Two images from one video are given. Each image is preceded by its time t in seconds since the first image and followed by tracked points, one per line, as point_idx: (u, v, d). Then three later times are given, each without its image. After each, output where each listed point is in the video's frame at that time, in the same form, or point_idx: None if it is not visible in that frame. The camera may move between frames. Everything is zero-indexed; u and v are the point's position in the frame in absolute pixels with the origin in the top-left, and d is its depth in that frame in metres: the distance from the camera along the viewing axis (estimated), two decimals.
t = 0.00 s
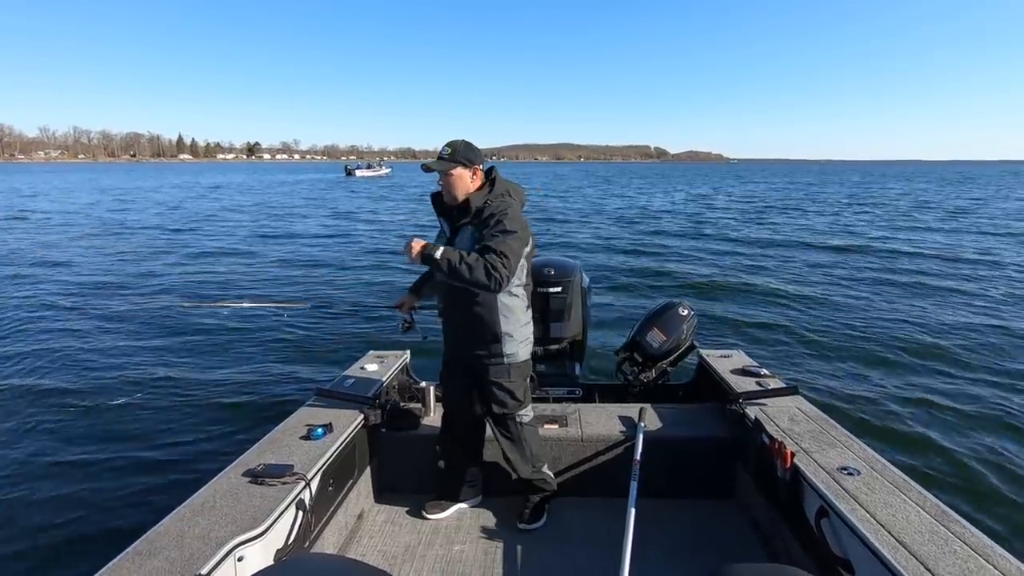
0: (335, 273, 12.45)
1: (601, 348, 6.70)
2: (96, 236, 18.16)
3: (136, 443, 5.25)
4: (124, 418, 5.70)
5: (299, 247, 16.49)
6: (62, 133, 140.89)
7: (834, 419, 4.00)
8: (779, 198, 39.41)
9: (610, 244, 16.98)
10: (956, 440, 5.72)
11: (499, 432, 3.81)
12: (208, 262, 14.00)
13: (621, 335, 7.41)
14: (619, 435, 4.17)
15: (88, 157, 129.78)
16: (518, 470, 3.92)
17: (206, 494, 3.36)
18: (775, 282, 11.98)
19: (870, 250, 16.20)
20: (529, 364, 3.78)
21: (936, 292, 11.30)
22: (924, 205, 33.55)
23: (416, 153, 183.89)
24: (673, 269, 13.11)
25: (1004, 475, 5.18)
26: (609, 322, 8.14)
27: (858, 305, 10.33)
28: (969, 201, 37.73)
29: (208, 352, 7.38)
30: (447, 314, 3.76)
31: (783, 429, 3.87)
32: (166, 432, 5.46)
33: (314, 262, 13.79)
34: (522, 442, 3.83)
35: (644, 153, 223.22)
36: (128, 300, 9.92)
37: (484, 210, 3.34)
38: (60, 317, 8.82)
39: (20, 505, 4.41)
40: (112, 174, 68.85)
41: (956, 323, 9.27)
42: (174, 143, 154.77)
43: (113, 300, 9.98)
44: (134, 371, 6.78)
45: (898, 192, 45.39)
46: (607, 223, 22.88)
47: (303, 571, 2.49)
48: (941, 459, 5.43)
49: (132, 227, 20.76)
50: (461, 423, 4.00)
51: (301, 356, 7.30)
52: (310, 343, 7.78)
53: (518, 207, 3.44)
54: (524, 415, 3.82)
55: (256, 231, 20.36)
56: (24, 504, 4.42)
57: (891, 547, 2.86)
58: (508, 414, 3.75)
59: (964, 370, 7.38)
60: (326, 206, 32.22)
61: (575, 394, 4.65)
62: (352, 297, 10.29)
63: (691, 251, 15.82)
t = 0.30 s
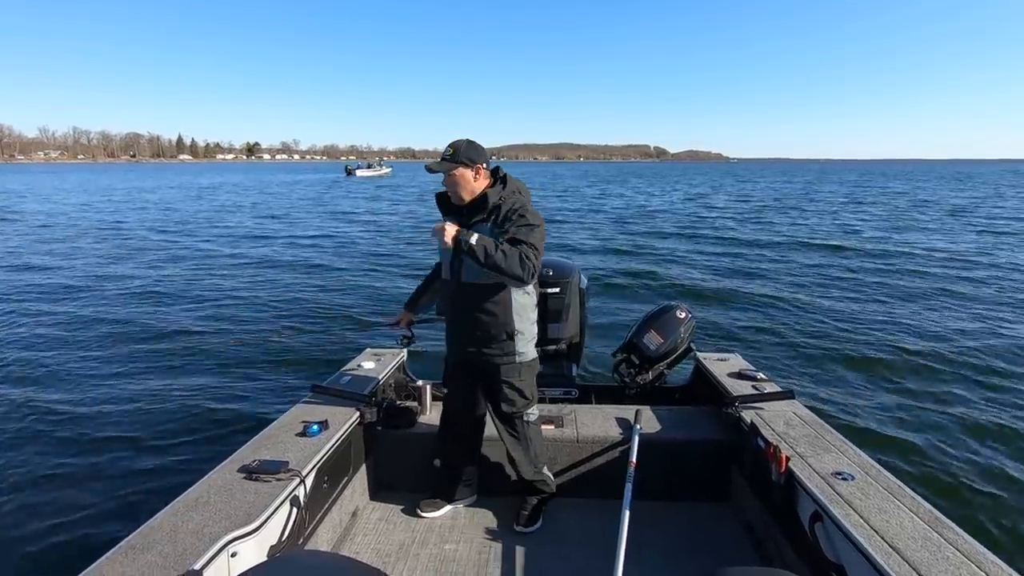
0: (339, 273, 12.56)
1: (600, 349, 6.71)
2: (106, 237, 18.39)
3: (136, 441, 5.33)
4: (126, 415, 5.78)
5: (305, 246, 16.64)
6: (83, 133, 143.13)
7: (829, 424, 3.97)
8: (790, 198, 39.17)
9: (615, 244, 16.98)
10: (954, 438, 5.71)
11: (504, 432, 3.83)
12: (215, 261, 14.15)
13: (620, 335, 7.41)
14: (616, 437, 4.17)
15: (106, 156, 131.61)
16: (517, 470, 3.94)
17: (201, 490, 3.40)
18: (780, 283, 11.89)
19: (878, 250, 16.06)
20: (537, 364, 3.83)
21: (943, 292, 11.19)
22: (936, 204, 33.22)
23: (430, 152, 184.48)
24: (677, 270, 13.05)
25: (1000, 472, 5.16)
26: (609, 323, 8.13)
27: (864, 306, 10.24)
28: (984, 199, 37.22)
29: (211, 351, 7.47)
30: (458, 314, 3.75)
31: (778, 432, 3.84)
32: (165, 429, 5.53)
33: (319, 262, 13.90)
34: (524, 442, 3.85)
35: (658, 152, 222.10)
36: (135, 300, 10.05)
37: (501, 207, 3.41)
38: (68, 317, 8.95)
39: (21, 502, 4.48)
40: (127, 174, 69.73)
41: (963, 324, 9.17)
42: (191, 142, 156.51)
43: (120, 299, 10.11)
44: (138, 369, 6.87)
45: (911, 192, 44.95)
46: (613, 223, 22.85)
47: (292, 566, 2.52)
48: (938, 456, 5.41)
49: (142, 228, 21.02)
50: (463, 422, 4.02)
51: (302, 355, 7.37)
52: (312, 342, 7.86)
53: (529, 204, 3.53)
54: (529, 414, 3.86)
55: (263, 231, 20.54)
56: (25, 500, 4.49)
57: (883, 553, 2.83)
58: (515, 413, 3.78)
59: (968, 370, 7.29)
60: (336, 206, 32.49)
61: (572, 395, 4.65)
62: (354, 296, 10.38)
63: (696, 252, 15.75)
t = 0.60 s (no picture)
0: (341, 274, 12.62)
1: (600, 348, 6.70)
2: (111, 239, 18.54)
3: (136, 440, 5.36)
4: (129, 415, 5.83)
5: (308, 247, 16.71)
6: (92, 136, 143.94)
7: (828, 423, 3.95)
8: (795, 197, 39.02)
9: (617, 244, 16.98)
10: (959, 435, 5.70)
11: (508, 432, 3.83)
12: (218, 263, 14.23)
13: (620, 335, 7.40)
14: (615, 436, 4.16)
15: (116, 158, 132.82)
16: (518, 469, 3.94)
17: (201, 489, 3.43)
18: (783, 283, 11.84)
19: (882, 249, 16.00)
20: (545, 363, 3.83)
21: (947, 290, 11.13)
22: (942, 202, 33.00)
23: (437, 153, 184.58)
24: (679, 269, 13.02)
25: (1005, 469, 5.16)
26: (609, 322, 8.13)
27: (867, 305, 10.19)
28: (991, 196, 36.96)
29: (213, 352, 7.51)
30: (467, 313, 3.75)
31: (777, 432, 3.83)
32: (165, 429, 5.57)
33: (321, 263, 13.96)
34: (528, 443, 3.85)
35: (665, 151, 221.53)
36: (139, 302, 10.12)
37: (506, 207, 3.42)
38: (72, 319, 9.03)
39: (24, 501, 4.52)
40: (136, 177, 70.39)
41: (967, 322, 9.12)
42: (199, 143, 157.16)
43: (124, 302, 10.17)
44: (141, 370, 6.93)
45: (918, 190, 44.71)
46: (616, 223, 22.84)
47: (288, 565, 2.54)
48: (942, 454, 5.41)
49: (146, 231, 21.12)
50: (465, 422, 4.02)
51: (303, 355, 7.41)
52: (313, 342, 7.90)
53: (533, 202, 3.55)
54: (535, 415, 3.85)
55: (267, 233, 20.64)
56: (27, 500, 4.52)
57: (882, 552, 2.81)
58: (520, 413, 3.78)
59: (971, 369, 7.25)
60: (340, 207, 32.63)
61: (571, 394, 4.65)
62: (355, 296, 10.42)
63: (699, 251, 15.71)
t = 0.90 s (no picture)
0: (337, 274, 12.57)
1: (600, 347, 6.72)
2: (103, 240, 18.40)
3: (136, 440, 5.32)
4: (126, 416, 5.77)
5: (304, 248, 16.60)
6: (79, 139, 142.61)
7: (832, 418, 3.98)
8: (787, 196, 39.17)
9: (612, 242, 17.01)
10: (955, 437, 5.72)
11: (509, 432, 3.83)
12: (212, 263, 14.14)
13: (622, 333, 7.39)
14: (618, 434, 4.17)
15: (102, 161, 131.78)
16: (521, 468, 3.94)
17: (206, 492, 3.41)
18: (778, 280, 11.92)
19: (874, 247, 16.10)
20: (546, 364, 3.83)
21: (940, 288, 11.21)
22: (931, 201, 33.23)
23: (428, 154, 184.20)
24: (675, 267, 13.06)
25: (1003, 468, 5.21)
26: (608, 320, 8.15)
27: (861, 302, 10.27)
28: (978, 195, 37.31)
29: (211, 353, 7.45)
30: (468, 314, 3.76)
31: (781, 427, 3.86)
32: (165, 429, 5.52)
33: (316, 264, 13.90)
34: (529, 443, 3.85)
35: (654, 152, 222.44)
36: (133, 303, 10.04)
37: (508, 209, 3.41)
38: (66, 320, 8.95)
39: (24, 504, 4.47)
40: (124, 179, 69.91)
41: (961, 319, 9.20)
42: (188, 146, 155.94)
43: (119, 303, 10.07)
44: (138, 371, 6.87)
45: (908, 189, 45.08)
46: (610, 222, 22.88)
47: (298, 569, 2.51)
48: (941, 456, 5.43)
49: (139, 231, 20.93)
50: (468, 422, 4.02)
51: (302, 356, 7.37)
52: (311, 343, 7.86)
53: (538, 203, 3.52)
54: (536, 414, 3.85)
55: (260, 233, 20.52)
56: (27, 503, 4.47)
57: (887, 545, 2.84)
58: (521, 413, 3.78)
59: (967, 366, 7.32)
60: (332, 208, 32.50)
61: (574, 393, 4.66)
62: (352, 296, 10.37)
63: (694, 249, 15.78)
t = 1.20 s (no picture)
0: (333, 275, 12.49)
1: (601, 347, 6.73)
2: (93, 240, 18.19)
3: (136, 443, 5.27)
4: (123, 419, 5.71)
5: (300, 249, 16.50)
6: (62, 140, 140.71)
7: (835, 415, 4.00)
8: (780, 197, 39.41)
9: (607, 243, 17.05)
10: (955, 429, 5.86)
11: (508, 433, 3.83)
12: (206, 263, 14.03)
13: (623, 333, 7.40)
14: (621, 433, 4.17)
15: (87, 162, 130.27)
16: (523, 469, 3.93)
17: (210, 495, 3.37)
18: (773, 280, 12.02)
19: (867, 249, 16.25)
20: (543, 365, 3.76)
21: (934, 289, 11.33)
22: (919, 203, 33.60)
23: (417, 156, 183.73)
24: (671, 268, 13.13)
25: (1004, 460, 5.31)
26: (608, 320, 8.17)
27: (855, 302, 10.37)
28: (965, 198, 37.77)
29: (209, 355, 7.38)
30: (468, 313, 3.75)
31: (784, 425, 3.88)
32: (165, 432, 5.47)
33: (312, 264, 13.84)
34: (529, 444, 3.84)
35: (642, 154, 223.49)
36: (127, 303, 9.95)
37: (502, 207, 3.41)
38: (58, 320, 8.84)
39: (24, 507, 4.41)
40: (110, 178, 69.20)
41: (954, 319, 9.30)
42: (174, 147, 154.47)
43: (113, 303, 9.96)
44: (135, 373, 6.80)
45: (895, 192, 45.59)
46: (604, 223, 22.93)
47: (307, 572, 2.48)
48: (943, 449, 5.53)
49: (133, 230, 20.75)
50: (469, 423, 3.99)
51: (301, 357, 7.32)
52: (310, 344, 7.81)
53: (538, 205, 3.50)
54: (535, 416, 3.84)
55: (252, 234, 20.38)
56: (26, 507, 4.40)
57: (893, 542, 2.86)
58: (520, 415, 3.77)
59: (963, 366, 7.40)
60: (323, 209, 32.32)
61: (577, 392, 4.66)
62: (350, 297, 10.32)
63: (689, 250, 15.86)
